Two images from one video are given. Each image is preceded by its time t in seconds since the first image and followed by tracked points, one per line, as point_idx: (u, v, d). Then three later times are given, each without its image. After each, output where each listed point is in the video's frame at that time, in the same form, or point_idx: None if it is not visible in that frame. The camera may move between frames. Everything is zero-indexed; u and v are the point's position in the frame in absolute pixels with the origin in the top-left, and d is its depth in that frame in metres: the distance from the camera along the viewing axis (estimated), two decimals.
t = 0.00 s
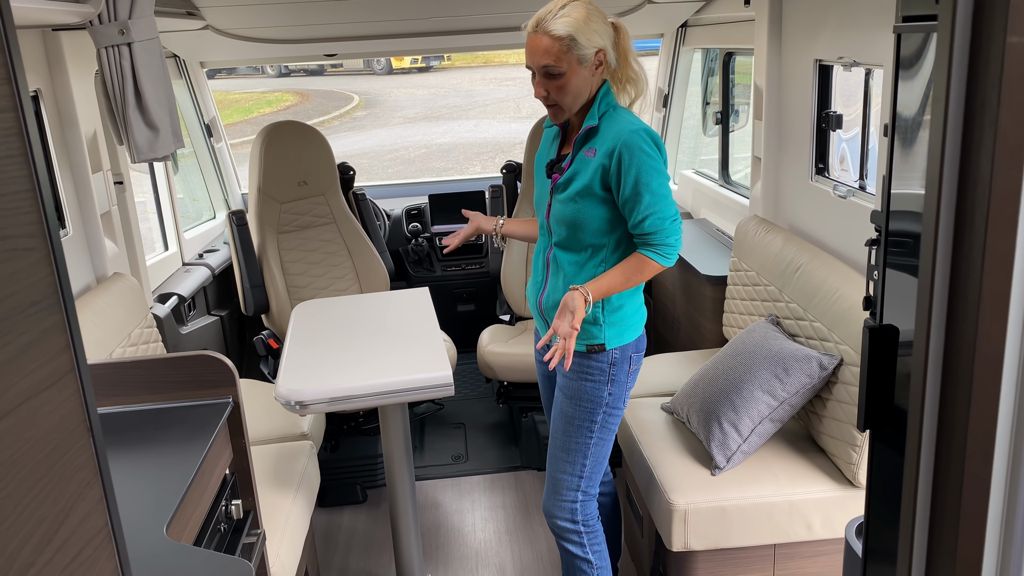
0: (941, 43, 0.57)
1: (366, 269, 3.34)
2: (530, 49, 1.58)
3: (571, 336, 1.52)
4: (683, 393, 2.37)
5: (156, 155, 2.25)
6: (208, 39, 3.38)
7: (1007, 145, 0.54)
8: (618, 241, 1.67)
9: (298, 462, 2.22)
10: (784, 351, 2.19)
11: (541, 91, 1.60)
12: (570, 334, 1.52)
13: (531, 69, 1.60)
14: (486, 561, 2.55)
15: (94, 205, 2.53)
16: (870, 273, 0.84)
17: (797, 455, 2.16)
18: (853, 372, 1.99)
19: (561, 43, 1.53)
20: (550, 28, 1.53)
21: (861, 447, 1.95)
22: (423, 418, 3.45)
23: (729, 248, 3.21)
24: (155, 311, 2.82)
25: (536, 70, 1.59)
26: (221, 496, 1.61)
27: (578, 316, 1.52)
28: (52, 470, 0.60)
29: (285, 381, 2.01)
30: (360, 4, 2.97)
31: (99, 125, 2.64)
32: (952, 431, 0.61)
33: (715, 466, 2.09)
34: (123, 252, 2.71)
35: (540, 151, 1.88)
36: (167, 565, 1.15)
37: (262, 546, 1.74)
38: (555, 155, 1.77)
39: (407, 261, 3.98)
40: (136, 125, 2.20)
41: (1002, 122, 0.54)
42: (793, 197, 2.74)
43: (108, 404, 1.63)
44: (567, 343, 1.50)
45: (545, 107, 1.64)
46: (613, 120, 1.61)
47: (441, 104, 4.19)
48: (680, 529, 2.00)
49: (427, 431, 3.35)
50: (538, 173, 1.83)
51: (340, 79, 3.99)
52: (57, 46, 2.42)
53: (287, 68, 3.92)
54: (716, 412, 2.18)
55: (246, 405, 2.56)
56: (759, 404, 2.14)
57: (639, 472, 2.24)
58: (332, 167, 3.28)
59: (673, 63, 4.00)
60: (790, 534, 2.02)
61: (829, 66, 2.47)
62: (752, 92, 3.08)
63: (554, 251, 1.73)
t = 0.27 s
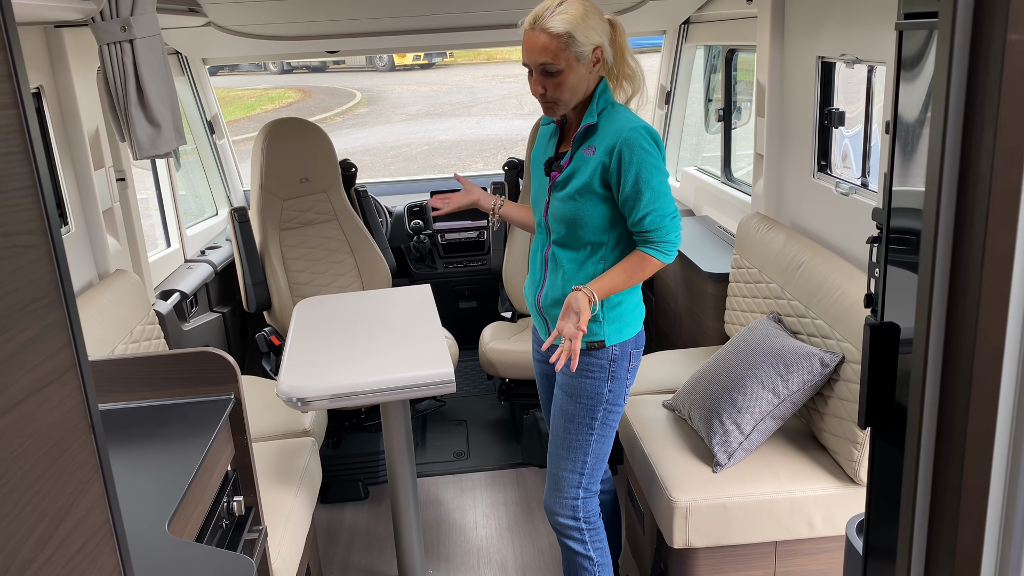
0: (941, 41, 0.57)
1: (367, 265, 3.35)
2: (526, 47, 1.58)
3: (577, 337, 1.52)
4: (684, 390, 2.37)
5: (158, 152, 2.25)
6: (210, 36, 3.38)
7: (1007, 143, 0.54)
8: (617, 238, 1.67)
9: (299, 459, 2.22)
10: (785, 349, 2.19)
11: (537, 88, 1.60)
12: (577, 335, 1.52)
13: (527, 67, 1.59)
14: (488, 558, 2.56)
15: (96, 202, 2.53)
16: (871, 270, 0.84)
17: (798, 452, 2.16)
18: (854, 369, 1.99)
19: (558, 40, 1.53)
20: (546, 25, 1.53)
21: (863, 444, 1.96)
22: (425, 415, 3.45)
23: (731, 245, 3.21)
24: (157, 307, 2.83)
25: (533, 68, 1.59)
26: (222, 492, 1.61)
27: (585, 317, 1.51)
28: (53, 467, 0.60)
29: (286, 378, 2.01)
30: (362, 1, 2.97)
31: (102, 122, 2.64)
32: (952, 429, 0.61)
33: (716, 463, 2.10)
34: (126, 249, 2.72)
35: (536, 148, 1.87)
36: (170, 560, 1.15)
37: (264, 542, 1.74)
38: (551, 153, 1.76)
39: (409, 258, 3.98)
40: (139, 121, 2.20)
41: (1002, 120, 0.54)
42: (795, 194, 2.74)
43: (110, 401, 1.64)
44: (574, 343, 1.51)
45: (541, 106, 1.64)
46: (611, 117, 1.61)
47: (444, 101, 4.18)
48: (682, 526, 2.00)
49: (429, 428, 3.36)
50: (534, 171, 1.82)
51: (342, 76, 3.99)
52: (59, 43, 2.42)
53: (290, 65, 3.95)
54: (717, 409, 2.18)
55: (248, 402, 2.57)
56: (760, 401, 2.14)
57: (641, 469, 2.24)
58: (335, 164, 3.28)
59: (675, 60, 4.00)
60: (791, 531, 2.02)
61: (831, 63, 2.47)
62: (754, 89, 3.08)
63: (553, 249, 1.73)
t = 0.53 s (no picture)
0: (941, 42, 0.57)
1: (370, 263, 3.34)
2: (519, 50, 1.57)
3: (586, 337, 1.54)
4: (686, 388, 2.37)
5: (160, 150, 2.25)
6: (212, 33, 3.38)
7: (1007, 143, 0.54)
8: (620, 235, 1.67)
9: (302, 456, 2.23)
10: (788, 345, 2.19)
11: (531, 91, 1.59)
12: (585, 336, 1.53)
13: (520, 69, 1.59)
14: (490, 555, 2.56)
15: (98, 200, 2.54)
16: (872, 269, 0.84)
17: (800, 450, 2.16)
18: (856, 367, 1.99)
19: (551, 43, 1.53)
20: (540, 28, 1.52)
21: (864, 443, 1.96)
22: (427, 413, 3.46)
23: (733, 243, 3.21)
24: (160, 305, 2.83)
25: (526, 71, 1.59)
26: (225, 489, 1.62)
27: (593, 318, 1.52)
28: (57, 465, 0.60)
29: (289, 376, 2.01)
30: None
31: (105, 120, 2.64)
32: (951, 430, 0.62)
33: (719, 461, 2.10)
34: (128, 247, 2.72)
35: (530, 147, 1.86)
36: (173, 558, 1.15)
37: (266, 539, 1.75)
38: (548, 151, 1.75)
39: (411, 256, 3.99)
40: (141, 119, 2.20)
41: (1002, 120, 0.54)
42: (798, 193, 2.74)
43: (113, 398, 1.64)
44: (583, 343, 1.52)
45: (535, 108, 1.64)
46: (609, 115, 1.61)
47: (446, 98, 4.18)
48: (683, 524, 2.00)
49: (431, 426, 3.36)
50: (531, 171, 1.81)
51: (345, 74, 3.97)
52: (62, 41, 2.42)
53: (292, 63, 3.95)
54: (720, 407, 2.18)
55: (250, 400, 2.57)
56: (762, 398, 2.14)
57: (642, 467, 2.24)
58: (337, 162, 3.28)
59: (678, 58, 3.99)
60: (792, 529, 2.02)
61: (834, 61, 2.46)
62: (756, 87, 3.07)
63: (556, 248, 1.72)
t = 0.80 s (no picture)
0: (943, 39, 0.57)
1: (371, 261, 3.33)
2: (518, 51, 1.56)
3: (598, 340, 1.52)
4: (688, 387, 2.37)
5: (162, 148, 2.25)
6: (214, 31, 3.38)
7: (1008, 141, 0.54)
8: (622, 236, 1.67)
9: (303, 454, 2.23)
10: (789, 344, 2.19)
11: (531, 92, 1.58)
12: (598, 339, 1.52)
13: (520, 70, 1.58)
14: (491, 553, 2.56)
15: (100, 198, 2.54)
16: (874, 267, 0.84)
17: (801, 448, 2.16)
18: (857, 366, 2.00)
19: (552, 42, 1.52)
20: (541, 29, 1.52)
21: (865, 441, 1.96)
22: (428, 411, 3.46)
23: (735, 242, 3.20)
24: (162, 303, 2.83)
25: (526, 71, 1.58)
26: (226, 487, 1.62)
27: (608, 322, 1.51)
28: (58, 463, 0.60)
29: (290, 374, 2.01)
30: None
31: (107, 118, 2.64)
32: (952, 429, 0.62)
33: (721, 460, 2.09)
34: (130, 245, 2.72)
35: (522, 147, 1.84)
36: (173, 555, 1.15)
37: (268, 537, 1.75)
38: (545, 151, 1.74)
39: (413, 254, 3.99)
40: (143, 117, 2.20)
41: (1003, 118, 0.54)
42: (799, 191, 2.73)
43: (115, 396, 1.64)
44: (595, 346, 1.51)
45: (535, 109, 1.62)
46: (610, 115, 1.61)
47: (448, 96, 4.18)
48: (684, 522, 2.00)
49: (433, 424, 3.36)
50: (527, 172, 1.79)
51: (346, 72, 3.96)
52: (64, 39, 2.43)
53: (294, 61, 3.94)
54: (722, 406, 2.18)
55: (252, 398, 2.57)
56: (764, 398, 2.14)
57: (644, 466, 2.24)
58: (339, 160, 3.28)
59: (680, 56, 3.99)
60: (793, 527, 2.02)
61: (836, 59, 2.46)
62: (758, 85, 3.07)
63: (555, 250, 1.71)
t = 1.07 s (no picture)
0: (941, 39, 0.57)
1: (373, 259, 3.32)
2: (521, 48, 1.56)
3: (590, 350, 1.51)
4: (688, 386, 2.37)
5: (164, 147, 2.25)
6: (215, 31, 3.38)
7: (1005, 142, 0.54)
8: (615, 246, 1.67)
9: (304, 453, 2.23)
10: (789, 343, 2.20)
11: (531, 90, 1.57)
12: (590, 348, 1.51)
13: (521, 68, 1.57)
14: (492, 552, 2.56)
15: (102, 197, 2.54)
16: (873, 266, 0.84)
17: (802, 448, 2.16)
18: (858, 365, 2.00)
19: (556, 40, 1.52)
20: (546, 25, 1.52)
21: (866, 440, 1.96)
22: (429, 410, 3.46)
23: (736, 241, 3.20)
24: (163, 302, 2.83)
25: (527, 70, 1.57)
26: (228, 486, 1.62)
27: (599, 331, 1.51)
28: (60, 461, 0.61)
29: (291, 373, 2.02)
30: None
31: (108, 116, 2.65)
32: (950, 429, 0.62)
33: (721, 459, 2.09)
34: (132, 243, 2.72)
35: (514, 153, 1.84)
36: (174, 554, 1.16)
37: (269, 535, 1.75)
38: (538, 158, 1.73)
39: (414, 253, 3.98)
40: (144, 116, 2.20)
41: (1001, 119, 0.54)
42: (800, 190, 2.73)
43: (117, 395, 1.64)
44: (587, 358, 1.49)
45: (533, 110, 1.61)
46: (609, 122, 1.61)
47: (449, 95, 4.18)
48: (685, 521, 2.01)
49: (434, 422, 3.37)
50: (518, 179, 1.78)
51: (347, 70, 3.96)
52: (66, 38, 2.43)
53: (295, 60, 3.94)
54: (722, 405, 2.18)
55: (253, 396, 2.58)
56: (764, 397, 2.14)
57: (644, 465, 2.24)
58: (339, 159, 3.28)
59: (681, 55, 3.99)
60: (794, 527, 2.02)
61: (837, 58, 2.46)
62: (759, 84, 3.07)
63: (546, 259, 1.70)
